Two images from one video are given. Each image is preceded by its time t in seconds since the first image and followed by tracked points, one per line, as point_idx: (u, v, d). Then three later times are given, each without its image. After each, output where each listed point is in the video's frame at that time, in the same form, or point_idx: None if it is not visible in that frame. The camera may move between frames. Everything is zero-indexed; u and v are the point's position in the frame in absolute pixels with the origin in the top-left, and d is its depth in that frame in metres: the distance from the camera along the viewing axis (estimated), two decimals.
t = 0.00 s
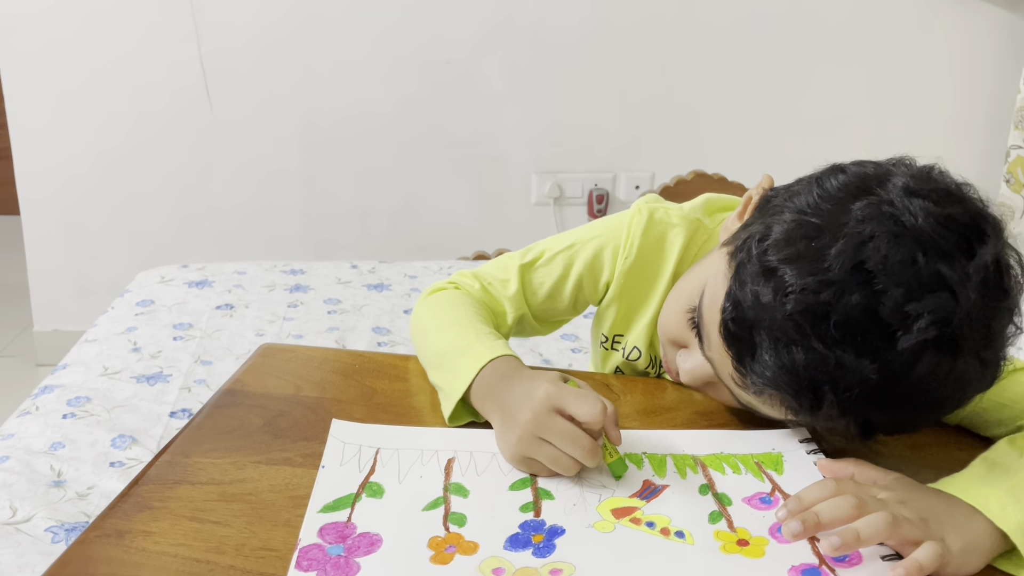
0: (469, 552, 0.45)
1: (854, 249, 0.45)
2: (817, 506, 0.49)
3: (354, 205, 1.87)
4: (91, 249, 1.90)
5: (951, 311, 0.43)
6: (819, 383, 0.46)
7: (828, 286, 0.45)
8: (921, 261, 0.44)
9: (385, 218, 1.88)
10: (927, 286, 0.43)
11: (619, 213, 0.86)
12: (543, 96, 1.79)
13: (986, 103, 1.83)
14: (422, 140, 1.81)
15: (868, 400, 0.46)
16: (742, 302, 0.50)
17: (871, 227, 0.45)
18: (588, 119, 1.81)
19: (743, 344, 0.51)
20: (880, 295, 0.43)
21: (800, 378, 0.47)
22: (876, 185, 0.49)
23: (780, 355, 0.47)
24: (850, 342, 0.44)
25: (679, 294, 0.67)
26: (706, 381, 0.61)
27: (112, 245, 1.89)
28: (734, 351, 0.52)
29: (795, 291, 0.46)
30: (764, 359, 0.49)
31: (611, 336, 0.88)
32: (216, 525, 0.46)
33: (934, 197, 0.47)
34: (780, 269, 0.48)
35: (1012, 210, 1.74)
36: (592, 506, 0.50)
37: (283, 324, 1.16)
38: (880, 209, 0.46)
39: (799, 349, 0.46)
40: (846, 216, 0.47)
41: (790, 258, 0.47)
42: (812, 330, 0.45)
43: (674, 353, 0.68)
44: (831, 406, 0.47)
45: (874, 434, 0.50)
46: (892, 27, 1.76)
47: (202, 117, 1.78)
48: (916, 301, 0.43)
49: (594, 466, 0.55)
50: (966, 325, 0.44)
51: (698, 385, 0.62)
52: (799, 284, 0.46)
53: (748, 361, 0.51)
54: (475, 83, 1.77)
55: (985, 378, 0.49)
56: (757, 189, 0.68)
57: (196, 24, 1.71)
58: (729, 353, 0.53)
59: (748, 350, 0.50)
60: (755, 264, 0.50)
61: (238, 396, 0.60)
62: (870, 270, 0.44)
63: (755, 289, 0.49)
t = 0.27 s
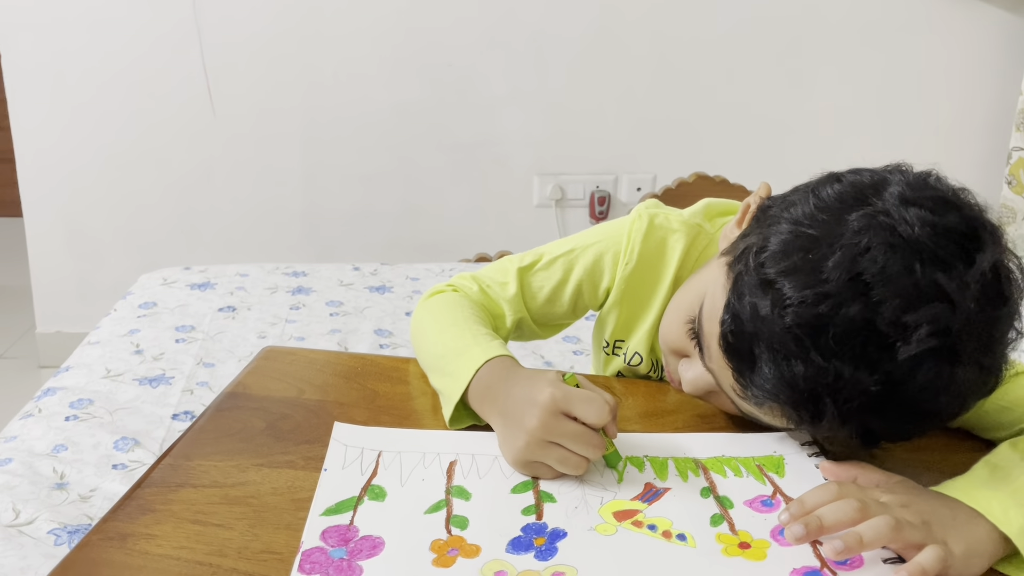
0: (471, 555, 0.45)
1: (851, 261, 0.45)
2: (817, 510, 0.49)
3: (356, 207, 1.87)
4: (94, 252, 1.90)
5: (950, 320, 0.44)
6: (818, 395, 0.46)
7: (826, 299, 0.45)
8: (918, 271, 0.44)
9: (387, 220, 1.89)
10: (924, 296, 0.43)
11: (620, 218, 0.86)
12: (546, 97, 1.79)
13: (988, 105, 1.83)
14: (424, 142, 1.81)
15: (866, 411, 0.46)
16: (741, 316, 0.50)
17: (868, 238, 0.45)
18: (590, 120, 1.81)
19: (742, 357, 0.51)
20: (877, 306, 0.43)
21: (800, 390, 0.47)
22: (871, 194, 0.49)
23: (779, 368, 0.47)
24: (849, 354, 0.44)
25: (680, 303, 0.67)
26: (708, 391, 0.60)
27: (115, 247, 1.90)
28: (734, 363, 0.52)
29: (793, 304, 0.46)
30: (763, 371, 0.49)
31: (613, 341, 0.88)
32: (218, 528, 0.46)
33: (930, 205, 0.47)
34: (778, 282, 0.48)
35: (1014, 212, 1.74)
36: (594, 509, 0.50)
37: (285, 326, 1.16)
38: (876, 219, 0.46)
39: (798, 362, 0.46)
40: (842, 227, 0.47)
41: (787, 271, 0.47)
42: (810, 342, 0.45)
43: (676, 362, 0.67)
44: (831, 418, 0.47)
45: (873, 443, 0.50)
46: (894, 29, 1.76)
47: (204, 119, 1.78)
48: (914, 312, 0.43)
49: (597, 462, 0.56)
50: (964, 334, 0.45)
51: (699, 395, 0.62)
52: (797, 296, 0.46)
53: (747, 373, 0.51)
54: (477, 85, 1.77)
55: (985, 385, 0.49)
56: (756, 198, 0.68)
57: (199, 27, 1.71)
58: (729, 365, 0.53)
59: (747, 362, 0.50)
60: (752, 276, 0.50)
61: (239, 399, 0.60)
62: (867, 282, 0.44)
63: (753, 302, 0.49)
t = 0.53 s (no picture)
0: (472, 555, 0.45)
1: (863, 262, 0.45)
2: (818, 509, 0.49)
3: (357, 208, 1.87)
4: (96, 252, 1.90)
5: (963, 320, 0.44)
6: (833, 397, 0.46)
7: (840, 301, 0.45)
8: (930, 272, 0.44)
9: (388, 220, 1.89)
10: (937, 296, 0.44)
11: (621, 220, 0.87)
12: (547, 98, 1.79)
13: (989, 107, 1.83)
14: (425, 143, 1.81)
15: (881, 412, 0.46)
16: (754, 318, 0.50)
17: (879, 239, 0.45)
18: (591, 121, 1.81)
19: (754, 360, 0.51)
20: (891, 308, 0.44)
21: (814, 393, 0.47)
22: (880, 195, 0.49)
23: (793, 371, 0.47)
24: (863, 356, 0.44)
25: (685, 305, 0.67)
26: (717, 395, 0.60)
27: (116, 248, 1.90)
28: (745, 366, 0.52)
29: (806, 306, 0.46)
30: (776, 374, 0.49)
31: (613, 342, 0.87)
32: (220, 527, 0.46)
33: (939, 205, 0.47)
34: (790, 285, 0.47)
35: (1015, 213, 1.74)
36: (595, 509, 0.50)
37: (287, 327, 1.17)
38: (886, 220, 0.46)
39: (812, 365, 0.46)
40: (852, 228, 0.47)
41: (798, 273, 0.47)
42: (824, 345, 0.45)
43: (680, 365, 0.67)
44: (845, 420, 0.47)
45: (885, 444, 0.50)
46: (896, 30, 1.76)
47: (206, 120, 1.78)
48: (929, 312, 0.43)
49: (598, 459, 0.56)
50: (977, 333, 0.45)
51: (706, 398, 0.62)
52: (809, 299, 0.46)
53: (759, 375, 0.51)
54: (478, 86, 1.77)
55: (996, 383, 0.49)
56: (759, 199, 0.68)
57: (200, 28, 1.71)
58: (740, 368, 0.53)
59: (760, 365, 0.50)
60: (763, 279, 0.50)
61: (240, 399, 0.60)
62: (881, 283, 0.44)
63: (765, 305, 0.49)
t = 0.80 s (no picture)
0: (485, 544, 0.46)
1: (875, 248, 0.45)
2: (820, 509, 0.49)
3: (358, 208, 1.87)
4: (97, 253, 1.91)
5: (973, 306, 0.44)
6: (844, 384, 0.46)
7: (853, 284, 0.45)
8: (941, 258, 0.44)
9: (389, 221, 1.89)
10: (948, 282, 0.44)
11: (620, 225, 0.86)
12: (547, 99, 1.79)
13: (989, 108, 1.83)
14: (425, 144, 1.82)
15: (891, 400, 0.46)
16: (764, 304, 0.49)
17: (890, 225, 0.46)
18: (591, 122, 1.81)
19: (764, 348, 0.50)
20: (903, 292, 0.44)
21: (824, 379, 0.46)
22: (889, 185, 0.50)
23: (804, 357, 0.47)
24: (875, 340, 0.44)
25: (688, 302, 0.67)
26: (721, 388, 0.60)
27: (117, 248, 1.90)
28: (754, 356, 0.51)
29: (817, 291, 0.46)
30: (786, 361, 0.48)
31: (612, 346, 0.87)
32: (221, 527, 0.46)
33: (947, 195, 0.48)
34: (801, 270, 0.47)
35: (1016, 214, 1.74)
36: (607, 503, 0.50)
37: (288, 327, 1.17)
38: (897, 207, 0.47)
39: (824, 349, 0.46)
40: (863, 215, 0.47)
41: (810, 259, 0.47)
42: (836, 329, 0.45)
43: (683, 361, 0.67)
44: (855, 407, 0.47)
45: (892, 435, 0.50)
46: (895, 31, 1.76)
47: (206, 121, 1.78)
48: (941, 297, 0.44)
49: (616, 456, 0.56)
50: (986, 321, 0.45)
51: (710, 393, 0.62)
52: (821, 283, 0.46)
53: (768, 364, 0.50)
54: (477, 88, 1.77)
55: (1002, 375, 0.50)
56: (763, 196, 0.68)
57: (200, 30, 1.71)
58: (749, 357, 0.53)
59: (768, 353, 0.50)
60: (774, 266, 0.50)
61: (242, 398, 0.60)
62: (893, 268, 0.44)
63: (775, 292, 0.48)
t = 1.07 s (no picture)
0: (485, 544, 0.46)
1: (845, 240, 0.46)
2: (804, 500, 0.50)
3: (358, 209, 1.87)
4: (97, 253, 1.91)
5: (949, 293, 0.44)
6: (822, 376, 0.46)
7: (824, 276, 0.45)
8: (913, 247, 0.44)
9: (389, 222, 1.89)
10: (922, 270, 0.44)
11: (622, 220, 0.86)
12: (548, 99, 1.79)
13: (989, 108, 1.83)
14: (426, 144, 1.82)
15: (871, 391, 0.46)
16: (742, 301, 0.50)
17: (862, 217, 0.46)
18: (591, 123, 1.82)
19: (745, 343, 0.51)
20: (875, 283, 0.44)
21: (803, 372, 0.47)
22: (866, 177, 0.50)
23: (781, 351, 0.47)
24: (849, 331, 0.45)
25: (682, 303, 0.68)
26: (716, 390, 0.60)
27: (117, 248, 1.90)
28: (738, 351, 0.52)
29: (792, 285, 0.47)
30: (766, 356, 0.49)
31: (613, 342, 0.88)
32: (222, 526, 0.46)
33: (924, 186, 0.48)
34: (776, 265, 0.48)
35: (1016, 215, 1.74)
36: (608, 503, 0.51)
37: (288, 328, 1.17)
38: (870, 200, 0.48)
39: (801, 343, 0.46)
40: (837, 209, 0.48)
41: (785, 254, 0.48)
42: (811, 322, 0.46)
43: (680, 363, 0.67)
44: (835, 400, 0.47)
45: (879, 427, 0.50)
46: (895, 32, 1.76)
47: (207, 121, 1.78)
48: (913, 285, 0.44)
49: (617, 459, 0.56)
50: (966, 308, 0.45)
51: (706, 395, 0.62)
52: (794, 277, 0.47)
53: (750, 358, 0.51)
54: (478, 88, 1.77)
55: (991, 364, 0.49)
56: (753, 197, 0.69)
57: (200, 30, 1.71)
58: (731, 353, 0.53)
59: (750, 348, 0.50)
60: (752, 263, 0.51)
61: (243, 398, 0.60)
62: (864, 259, 0.45)
63: (753, 288, 0.49)
